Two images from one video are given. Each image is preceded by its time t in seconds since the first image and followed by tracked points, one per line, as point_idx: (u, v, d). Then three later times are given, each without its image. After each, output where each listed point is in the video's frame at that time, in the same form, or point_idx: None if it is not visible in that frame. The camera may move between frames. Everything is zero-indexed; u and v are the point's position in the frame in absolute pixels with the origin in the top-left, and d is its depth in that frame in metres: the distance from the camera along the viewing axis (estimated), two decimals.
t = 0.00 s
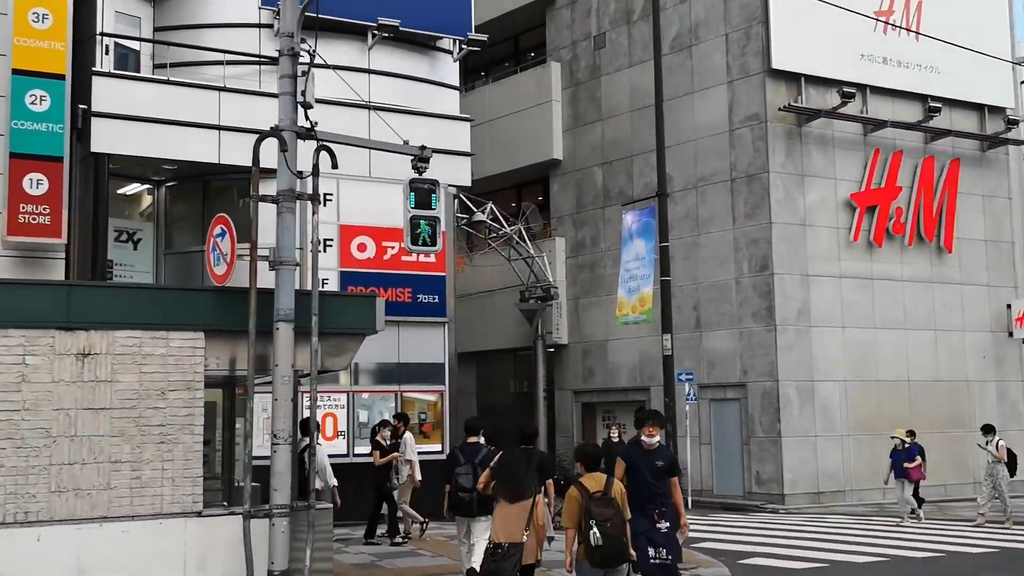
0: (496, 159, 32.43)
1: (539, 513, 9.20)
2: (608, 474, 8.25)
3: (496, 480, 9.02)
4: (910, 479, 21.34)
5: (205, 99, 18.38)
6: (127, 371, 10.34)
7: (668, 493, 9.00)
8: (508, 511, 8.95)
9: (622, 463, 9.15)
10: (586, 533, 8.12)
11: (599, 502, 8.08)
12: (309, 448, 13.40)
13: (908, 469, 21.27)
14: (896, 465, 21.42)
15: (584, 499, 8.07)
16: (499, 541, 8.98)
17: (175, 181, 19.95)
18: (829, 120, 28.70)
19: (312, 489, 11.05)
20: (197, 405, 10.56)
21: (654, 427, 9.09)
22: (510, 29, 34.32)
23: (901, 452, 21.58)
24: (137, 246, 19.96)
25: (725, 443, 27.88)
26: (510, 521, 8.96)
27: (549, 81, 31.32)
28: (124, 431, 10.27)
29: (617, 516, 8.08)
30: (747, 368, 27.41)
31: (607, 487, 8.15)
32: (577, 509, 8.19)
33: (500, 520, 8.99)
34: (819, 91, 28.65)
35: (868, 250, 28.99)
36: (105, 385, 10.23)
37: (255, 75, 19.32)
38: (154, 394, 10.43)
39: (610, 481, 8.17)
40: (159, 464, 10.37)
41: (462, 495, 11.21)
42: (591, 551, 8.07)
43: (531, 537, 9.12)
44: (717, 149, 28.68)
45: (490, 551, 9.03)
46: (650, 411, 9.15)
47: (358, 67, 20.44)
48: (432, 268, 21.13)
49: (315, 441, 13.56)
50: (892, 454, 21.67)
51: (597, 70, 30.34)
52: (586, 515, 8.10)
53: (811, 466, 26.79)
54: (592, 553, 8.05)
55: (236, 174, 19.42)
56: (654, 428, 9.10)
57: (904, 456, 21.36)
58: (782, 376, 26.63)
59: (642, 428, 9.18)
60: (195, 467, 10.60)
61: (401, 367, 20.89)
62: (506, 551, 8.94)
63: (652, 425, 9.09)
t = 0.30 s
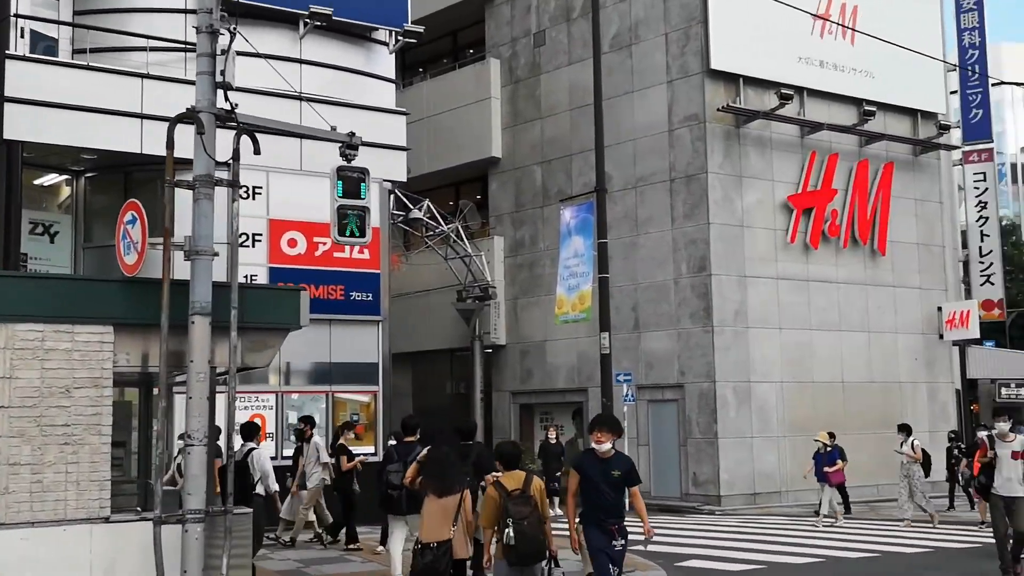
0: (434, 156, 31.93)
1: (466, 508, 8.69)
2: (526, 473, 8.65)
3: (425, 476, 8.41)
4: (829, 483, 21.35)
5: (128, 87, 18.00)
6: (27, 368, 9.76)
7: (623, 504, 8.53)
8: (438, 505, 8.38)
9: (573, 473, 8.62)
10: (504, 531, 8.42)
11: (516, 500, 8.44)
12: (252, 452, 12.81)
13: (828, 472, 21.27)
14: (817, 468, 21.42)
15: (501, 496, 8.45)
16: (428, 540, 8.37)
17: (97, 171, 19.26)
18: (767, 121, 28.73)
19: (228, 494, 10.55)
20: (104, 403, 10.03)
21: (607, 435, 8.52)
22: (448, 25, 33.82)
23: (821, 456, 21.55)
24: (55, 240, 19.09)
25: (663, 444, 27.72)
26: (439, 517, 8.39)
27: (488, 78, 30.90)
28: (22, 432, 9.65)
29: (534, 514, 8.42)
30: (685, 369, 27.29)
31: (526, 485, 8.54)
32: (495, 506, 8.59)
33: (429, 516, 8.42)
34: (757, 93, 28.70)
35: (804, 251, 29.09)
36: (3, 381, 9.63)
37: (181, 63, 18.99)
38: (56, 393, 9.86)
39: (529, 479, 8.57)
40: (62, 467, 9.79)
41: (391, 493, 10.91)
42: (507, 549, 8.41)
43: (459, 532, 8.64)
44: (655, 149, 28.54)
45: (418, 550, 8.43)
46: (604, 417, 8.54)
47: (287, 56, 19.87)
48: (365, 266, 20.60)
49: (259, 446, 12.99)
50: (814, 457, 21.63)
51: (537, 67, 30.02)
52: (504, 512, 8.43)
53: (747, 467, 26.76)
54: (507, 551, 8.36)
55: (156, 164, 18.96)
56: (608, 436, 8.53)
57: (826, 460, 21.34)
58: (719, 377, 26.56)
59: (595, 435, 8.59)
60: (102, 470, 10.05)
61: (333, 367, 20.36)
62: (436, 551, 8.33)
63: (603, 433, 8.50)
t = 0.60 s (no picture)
0: (370, 152, 31.30)
1: (382, 510, 9.18)
2: (454, 481, 8.58)
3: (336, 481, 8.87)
4: (754, 483, 21.30)
5: (45, 73, 17.55)
6: None
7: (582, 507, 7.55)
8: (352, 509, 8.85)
9: (529, 471, 7.55)
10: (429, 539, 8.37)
11: (443, 509, 8.36)
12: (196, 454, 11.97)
13: (752, 473, 21.19)
14: (742, 469, 21.33)
15: (429, 505, 8.34)
16: (343, 544, 8.86)
17: (10, 160, 18.41)
18: (706, 121, 28.64)
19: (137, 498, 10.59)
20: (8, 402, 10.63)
21: (568, 429, 7.58)
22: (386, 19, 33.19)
23: (748, 455, 21.51)
24: None
25: (601, 445, 27.45)
26: (353, 521, 8.88)
27: (426, 73, 30.36)
28: None
29: (460, 522, 8.35)
30: (623, 369, 27.06)
31: (454, 494, 8.46)
32: (421, 514, 8.47)
33: (344, 521, 8.88)
34: (697, 92, 28.59)
35: (742, 252, 29.07)
36: None
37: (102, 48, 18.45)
38: None
39: (457, 488, 8.50)
40: None
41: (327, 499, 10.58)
42: (432, 557, 8.31)
43: (375, 534, 9.10)
44: (595, 148, 28.27)
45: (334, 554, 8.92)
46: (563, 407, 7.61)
47: (218, 44, 19.40)
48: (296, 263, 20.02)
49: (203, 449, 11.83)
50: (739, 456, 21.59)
51: (476, 63, 29.58)
52: (430, 520, 8.35)
53: (684, 468, 26.61)
54: (432, 560, 8.28)
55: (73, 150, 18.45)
56: (569, 428, 7.61)
57: (750, 460, 21.28)
58: (658, 377, 26.37)
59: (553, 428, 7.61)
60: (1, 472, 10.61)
61: (262, 367, 19.70)
62: (350, 553, 8.84)
63: (564, 425, 7.57)
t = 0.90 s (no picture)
0: (322, 146, 30.64)
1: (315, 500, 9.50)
2: (399, 470, 9.11)
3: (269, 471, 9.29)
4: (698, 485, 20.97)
5: None
6: None
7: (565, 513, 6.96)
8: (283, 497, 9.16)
9: (509, 475, 6.92)
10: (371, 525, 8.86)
11: (387, 495, 8.87)
12: (159, 450, 11.55)
13: (697, 475, 20.90)
14: (685, 470, 20.99)
15: (373, 491, 8.86)
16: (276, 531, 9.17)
17: None
18: (663, 118, 28.39)
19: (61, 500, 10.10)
20: None
21: (555, 429, 6.95)
22: (339, 10, 32.54)
23: (690, 455, 21.11)
24: None
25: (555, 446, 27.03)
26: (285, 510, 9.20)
27: (379, 66, 29.78)
28: None
29: (401, 508, 8.85)
30: (578, 368, 26.71)
31: (398, 481, 9.00)
32: (367, 502, 8.95)
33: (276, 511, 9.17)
34: (653, 88, 28.33)
35: (698, 250, 28.87)
36: None
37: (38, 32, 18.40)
38: None
39: (401, 475, 9.03)
40: None
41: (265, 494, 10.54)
42: (373, 542, 8.79)
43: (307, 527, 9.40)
44: (550, 143, 27.89)
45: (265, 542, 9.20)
46: (549, 406, 6.97)
47: (161, 27, 18.98)
48: (240, 256, 19.56)
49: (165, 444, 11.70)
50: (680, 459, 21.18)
51: (430, 56, 29.06)
52: (373, 505, 8.86)
53: (639, 468, 26.29)
54: (375, 544, 8.74)
55: (3, 131, 17.94)
56: (557, 428, 6.97)
57: (693, 460, 20.93)
58: (613, 376, 26.04)
59: (538, 427, 6.96)
60: None
61: (205, 363, 19.10)
62: (278, 542, 9.12)
63: (552, 424, 6.93)
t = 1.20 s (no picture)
0: (282, 138, 29.92)
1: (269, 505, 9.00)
2: (351, 473, 8.61)
3: (222, 473, 8.69)
4: (652, 483, 20.48)
5: None
6: None
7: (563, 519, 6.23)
8: (236, 499, 8.71)
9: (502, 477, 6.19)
10: (323, 530, 8.35)
11: (338, 499, 8.38)
12: (133, 451, 11.47)
13: (650, 472, 20.42)
14: (638, 469, 20.61)
15: (323, 495, 8.36)
16: (229, 535, 8.69)
17: None
18: (630, 113, 27.98)
19: None
20: None
21: (554, 423, 6.22)
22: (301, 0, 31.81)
23: (645, 455, 20.74)
24: None
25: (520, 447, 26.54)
26: (238, 511, 8.71)
27: (342, 57, 29.11)
28: None
29: (354, 512, 8.36)
30: (543, 366, 26.23)
31: (350, 485, 8.51)
32: (316, 506, 8.44)
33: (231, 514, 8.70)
34: (621, 83, 27.91)
35: (665, 247, 28.49)
36: None
37: None
38: None
39: (353, 479, 8.54)
40: None
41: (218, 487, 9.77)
42: (325, 548, 8.27)
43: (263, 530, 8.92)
44: (516, 138, 27.38)
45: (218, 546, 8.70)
46: (545, 395, 6.23)
47: (113, 12, 18.27)
48: (193, 251, 19.01)
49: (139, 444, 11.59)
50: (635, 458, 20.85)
51: (394, 48, 28.45)
52: (323, 511, 8.36)
53: (605, 469, 25.88)
54: (326, 551, 8.23)
55: None
56: (556, 421, 6.24)
57: (646, 460, 20.57)
58: (578, 375, 25.61)
59: (532, 421, 6.23)
60: None
61: (155, 362, 18.51)
62: (233, 547, 8.64)
63: (551, 419, 6.20)
